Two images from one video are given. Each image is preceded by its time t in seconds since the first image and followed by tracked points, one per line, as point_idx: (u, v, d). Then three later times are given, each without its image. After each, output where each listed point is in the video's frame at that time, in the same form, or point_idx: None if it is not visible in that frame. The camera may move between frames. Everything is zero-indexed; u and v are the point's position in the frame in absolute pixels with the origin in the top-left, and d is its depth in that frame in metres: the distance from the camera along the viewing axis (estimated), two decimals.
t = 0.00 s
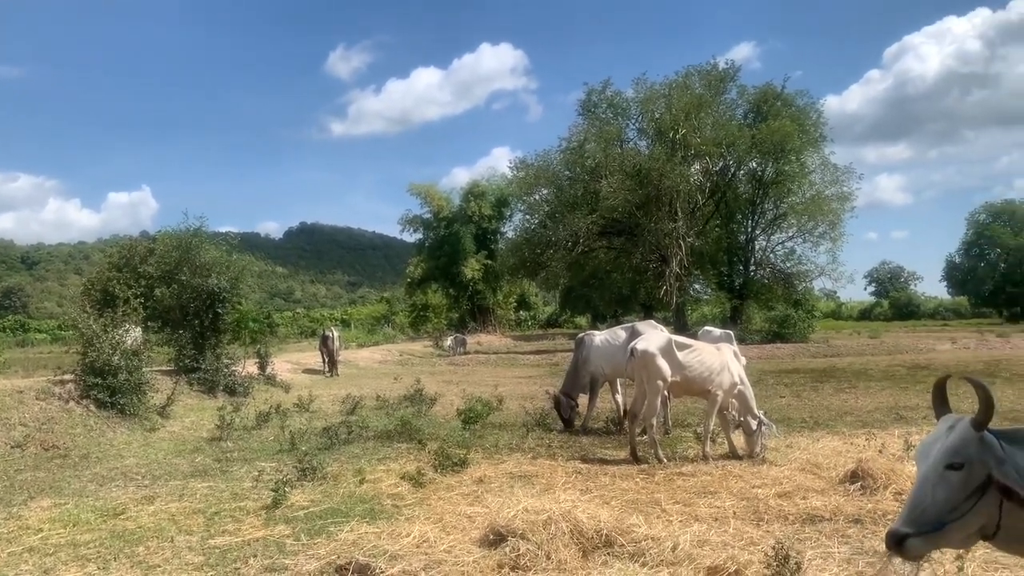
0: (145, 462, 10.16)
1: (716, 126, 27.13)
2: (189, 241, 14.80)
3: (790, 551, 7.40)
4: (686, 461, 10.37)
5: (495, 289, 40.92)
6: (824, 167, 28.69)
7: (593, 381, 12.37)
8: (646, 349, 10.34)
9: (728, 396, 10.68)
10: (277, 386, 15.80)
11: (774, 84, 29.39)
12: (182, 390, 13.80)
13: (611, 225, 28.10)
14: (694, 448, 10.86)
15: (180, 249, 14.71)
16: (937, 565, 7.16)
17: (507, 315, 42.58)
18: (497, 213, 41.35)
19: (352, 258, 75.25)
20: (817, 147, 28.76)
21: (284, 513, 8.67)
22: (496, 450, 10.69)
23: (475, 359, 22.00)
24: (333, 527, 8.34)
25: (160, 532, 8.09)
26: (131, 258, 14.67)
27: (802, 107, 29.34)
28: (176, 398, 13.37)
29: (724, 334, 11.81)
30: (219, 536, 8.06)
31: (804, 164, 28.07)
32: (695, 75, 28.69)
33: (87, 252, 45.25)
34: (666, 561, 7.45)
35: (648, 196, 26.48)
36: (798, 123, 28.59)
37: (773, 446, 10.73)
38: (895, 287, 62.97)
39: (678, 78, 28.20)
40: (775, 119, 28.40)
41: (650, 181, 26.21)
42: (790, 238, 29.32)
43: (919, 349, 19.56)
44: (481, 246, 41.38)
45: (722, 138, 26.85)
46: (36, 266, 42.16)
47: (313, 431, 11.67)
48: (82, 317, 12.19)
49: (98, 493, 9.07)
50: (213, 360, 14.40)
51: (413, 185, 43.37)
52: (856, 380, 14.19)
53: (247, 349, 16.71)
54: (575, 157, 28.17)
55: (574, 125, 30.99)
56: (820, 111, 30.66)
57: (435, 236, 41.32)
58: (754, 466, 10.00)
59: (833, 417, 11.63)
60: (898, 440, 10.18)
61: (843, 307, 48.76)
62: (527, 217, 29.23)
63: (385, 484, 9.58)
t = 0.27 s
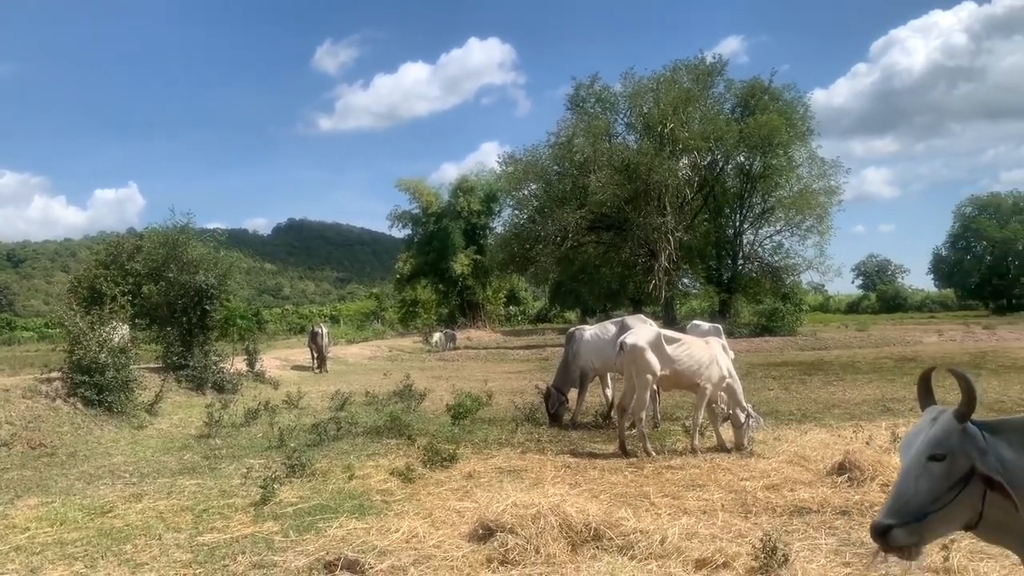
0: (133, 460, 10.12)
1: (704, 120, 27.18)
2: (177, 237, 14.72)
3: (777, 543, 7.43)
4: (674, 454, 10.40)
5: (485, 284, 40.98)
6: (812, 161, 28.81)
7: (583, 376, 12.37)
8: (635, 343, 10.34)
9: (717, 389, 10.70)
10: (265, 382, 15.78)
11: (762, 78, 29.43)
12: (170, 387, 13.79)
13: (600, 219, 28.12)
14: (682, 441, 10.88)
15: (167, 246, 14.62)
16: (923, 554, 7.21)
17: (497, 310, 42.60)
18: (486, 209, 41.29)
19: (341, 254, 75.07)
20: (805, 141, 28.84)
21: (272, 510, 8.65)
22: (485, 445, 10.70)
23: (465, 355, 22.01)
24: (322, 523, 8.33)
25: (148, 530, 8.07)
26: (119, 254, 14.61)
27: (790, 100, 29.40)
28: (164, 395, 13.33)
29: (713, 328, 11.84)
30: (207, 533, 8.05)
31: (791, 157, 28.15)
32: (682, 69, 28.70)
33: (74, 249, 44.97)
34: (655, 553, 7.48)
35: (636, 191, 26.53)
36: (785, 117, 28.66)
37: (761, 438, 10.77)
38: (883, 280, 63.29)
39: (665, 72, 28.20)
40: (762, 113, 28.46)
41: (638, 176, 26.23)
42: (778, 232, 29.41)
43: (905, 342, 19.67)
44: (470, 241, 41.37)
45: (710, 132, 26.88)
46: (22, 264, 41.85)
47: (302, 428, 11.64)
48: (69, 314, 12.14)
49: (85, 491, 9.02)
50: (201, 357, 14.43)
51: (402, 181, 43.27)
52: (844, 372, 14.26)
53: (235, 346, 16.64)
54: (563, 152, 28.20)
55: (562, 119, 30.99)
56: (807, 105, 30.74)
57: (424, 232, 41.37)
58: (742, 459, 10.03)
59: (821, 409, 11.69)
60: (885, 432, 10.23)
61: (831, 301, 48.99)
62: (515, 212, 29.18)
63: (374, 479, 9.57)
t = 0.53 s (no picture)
0: (124, 456, 10.08)
1: (695, 112, 27.18)
2: (166, 232, 14.57)
3: (769, 533, 7.46)
4: (666, 446, 10.43)
5: (477, 279, 40.98)
6: (802, 153, 28.87)
7: (575, 369, 12.39)
8: (626, 335, 10.36)
9: (708, 380, 10.72)
10: (256, 377, 15.76)
11: (752, 70, 29.40)
12: (161, 383, 13.77)
13: (591, 212, 28.15)
14: (674, 433, 10.91)
15: (156, 242, 14.49)
16: (913, 543, 7.25)
17: (488, 304, 42.61)
18: (477, 202, 41.23)
19: (332, 249, 74.86)
20: (795, 133, 28.89)
21: (264, 504, 8.65)
22: (477, 438, 10.70)
23: (457, 349, 21.99)
24: (314, 517, 8.33)
25: (138, 525, 8.04)
26: (107, 250, 14.38)
27: (780, 92, 29.40)
28: (155, 391, 13.30)
29: (703, 320, 11.87)
30: (199, 528, 8.03)
31: (782, 149, 28.16)
32: (673, 61, 28.67)
33: (63, 245, 44.72)
34: (646, 545, 7.50)
35: (627, 183, 26.55)
36: (775, 109, 28.68)
37: (752, 429, 10.80)
38: (873, 272, 63.53)
39: (655, 65, 28.17)
40: (752, 105, 28.47)
41: (629, 169, 26.23)
42: (769, 224, 29.46)
43: (895, 332, 19.75)
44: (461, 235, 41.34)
45: (701, 124, 26.83)
46: (10, 261, 41.54)
47: (293, 422, 11.63)
48: (58, 311, 12.09)
49: (76, 488, 8.99)
50: (192, 353, 14.42)
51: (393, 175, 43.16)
52: (834, 363, 14.31)
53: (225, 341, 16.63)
54: (554, 145, 28.17)
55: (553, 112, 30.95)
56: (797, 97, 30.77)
57: (415, 226, 41.50)
58: (733, 450, 10.07)
59: (811, 400, 11.73)
60: (876, 422, 10.27)
61: (821, 292, 49.11)
62: (506, 205, 29.14)
63: (366, 473, 9.57)
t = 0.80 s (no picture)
0: (119, 451, 10.08)
1: (688, 105, 27.19)
2: (160, 227, 14.54)
3: (762, 525, 7.49)
4: (661, 438, 10.45)
5: (472, 273, 41.03)
6: (795, 146, 28.93)
7: (570, 362, 12.40)
8: (621, 328, 10.36)
9: (702, 373, 10.74)
10: (251, 372, 15.75)
11: (745, 63, 29.39)
12: (156, 378, 13.77)
13: (585, 206, 28.16)
14: (669, 425, 10.94)
15: (150, 236, 14.47)
16: (906, 534, 7.29)
17: (483, 298, 42.61)
18: (472, 196, 41.20)
19: (327, 243, 74.74)
20: (788, 126, 28.92)
21: (260, 498, 8.66)
22: (472, 432, 10.72)
23: (452, 342, 22.00)
24: (310, 511, 8.35)
25: (134, 520, 8.05)
26: (101, 245, 14.49)
27: (773, 85, 29.41)
28: (149, 386, 13.30)
29: (698, 313, 11.88)
30: (194, 522, 8.04)
31: (775, 142, 28.19)
32: (667, 54, 28.66)
33: (57, 240, 44.62)
34: (641, 537, 7.53)
35: (621, 177, 26.55)
36: (768, 102, 28.69)
37: (746, 421, 10.84)
38: (866, 264, 63.72)
39: (649, 58, 28.15)
40: (746, 98, 28.48)
41: (623, 162, 26.28)
42: (763, 217, 29.51)
43: (889, 325, 19.82)
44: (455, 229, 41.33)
45: (694, 117, 26.84)
46: (3, 256, 41.38)
47: (288, 416, 11.64)
48: (52, 306, 12.07)
49: (71, 483, 9.00)
50: (187, 348, 14.38)
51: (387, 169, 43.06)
52: (828, 355, 14.37)
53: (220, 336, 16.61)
54: (548, 139, 28.18)
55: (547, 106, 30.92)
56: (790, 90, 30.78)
57: (410, 220, 41.42)
58: (728, 442, 10.11)
59: (805, 392, 11.78)
60: (869, 414, 10.32)
61: (815, 284, 49.21)
62: (501, 199, 29.14)
63: (361, 467, 9.58)
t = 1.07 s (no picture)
0: (116, 447, 10.07)
1: (686, 101, 27.18)
2: (157, 224, 14.51)
3: (760, 521, 7.52)
4: (658, 435, 10.47)
5: (469, 269, 41.07)
6: (793, 143, 28.94)
7: (568, 359, 12.42)
8: (619, 325, 10.39)
9: (700, 369, 10.75)
10: (249, 368, 15.74)
11: (743, 60, 29.37)
12: (153, 373, 13.77)
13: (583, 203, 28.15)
14: (666, 422, 10.96)
15: (147, 232, 14.43)
16: (902, 530, 7.32)
17: (480, 294, 42.60)
18: (469, 192, 41.18)
19: (324, 239, 74.64)
20: (786, 123, 28.93)
21: (258, 495, 8.66)
22: (470, 428, 10.73)
23: (449, 338, 22.00)
24: (308, 507, 8.35)
25: (132, 516, 8.05)
26: (98, 242, 14.59)
27: (771, 82, 29.41)
28: (147, 382, 13.30)
29: (695, 309, 11.90)
30: (192, 518, 8.05)
31: (773, 139, 28.19)
32: (664, 50, 28.62)
33: (53, 236, 44.53)
34: (638, 533, 7.56)
35: (619, 173, 26.54)
36: (766, 99, 28.69)
37: (743, 418, 10.86)
38: (863, 260, 63.79)
39: (647, 54, 28.11)
40: (744, 95, 28.47)
41: (621, 158, 26.18)
42: (760, 213, 29.54)
43: (886, 321, 19.85)
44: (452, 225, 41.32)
45: (692, 114, 26.85)
46: None
47: (286, 412, 11.64)
48: (49, 302, 12.06)
49: (69, 479, 8.99)
50: (184, 343, 14.41)
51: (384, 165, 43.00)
52: (825, 352, 14.40)
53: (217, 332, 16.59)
54: (545, 135, 28.17)
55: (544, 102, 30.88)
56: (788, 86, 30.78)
57: (407, 216, 41.35)
58: (725, 439, 10.13)
59: (802, 389, 11.81)
60: (866, 410, 10.35)
61: (812, 281, 49.25)
62: (498, 195, 29.13)
63: (359, 463, 9.59)
